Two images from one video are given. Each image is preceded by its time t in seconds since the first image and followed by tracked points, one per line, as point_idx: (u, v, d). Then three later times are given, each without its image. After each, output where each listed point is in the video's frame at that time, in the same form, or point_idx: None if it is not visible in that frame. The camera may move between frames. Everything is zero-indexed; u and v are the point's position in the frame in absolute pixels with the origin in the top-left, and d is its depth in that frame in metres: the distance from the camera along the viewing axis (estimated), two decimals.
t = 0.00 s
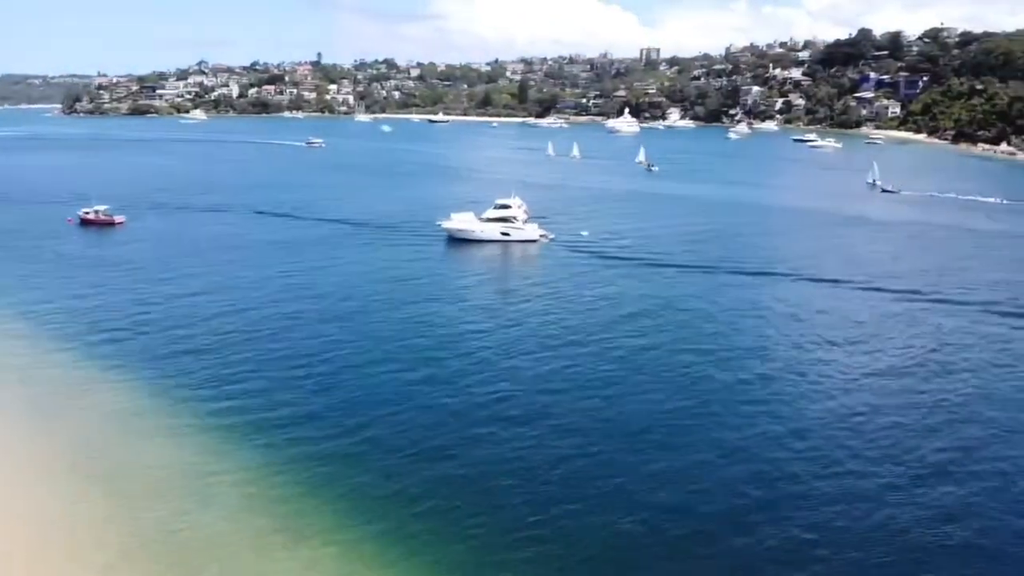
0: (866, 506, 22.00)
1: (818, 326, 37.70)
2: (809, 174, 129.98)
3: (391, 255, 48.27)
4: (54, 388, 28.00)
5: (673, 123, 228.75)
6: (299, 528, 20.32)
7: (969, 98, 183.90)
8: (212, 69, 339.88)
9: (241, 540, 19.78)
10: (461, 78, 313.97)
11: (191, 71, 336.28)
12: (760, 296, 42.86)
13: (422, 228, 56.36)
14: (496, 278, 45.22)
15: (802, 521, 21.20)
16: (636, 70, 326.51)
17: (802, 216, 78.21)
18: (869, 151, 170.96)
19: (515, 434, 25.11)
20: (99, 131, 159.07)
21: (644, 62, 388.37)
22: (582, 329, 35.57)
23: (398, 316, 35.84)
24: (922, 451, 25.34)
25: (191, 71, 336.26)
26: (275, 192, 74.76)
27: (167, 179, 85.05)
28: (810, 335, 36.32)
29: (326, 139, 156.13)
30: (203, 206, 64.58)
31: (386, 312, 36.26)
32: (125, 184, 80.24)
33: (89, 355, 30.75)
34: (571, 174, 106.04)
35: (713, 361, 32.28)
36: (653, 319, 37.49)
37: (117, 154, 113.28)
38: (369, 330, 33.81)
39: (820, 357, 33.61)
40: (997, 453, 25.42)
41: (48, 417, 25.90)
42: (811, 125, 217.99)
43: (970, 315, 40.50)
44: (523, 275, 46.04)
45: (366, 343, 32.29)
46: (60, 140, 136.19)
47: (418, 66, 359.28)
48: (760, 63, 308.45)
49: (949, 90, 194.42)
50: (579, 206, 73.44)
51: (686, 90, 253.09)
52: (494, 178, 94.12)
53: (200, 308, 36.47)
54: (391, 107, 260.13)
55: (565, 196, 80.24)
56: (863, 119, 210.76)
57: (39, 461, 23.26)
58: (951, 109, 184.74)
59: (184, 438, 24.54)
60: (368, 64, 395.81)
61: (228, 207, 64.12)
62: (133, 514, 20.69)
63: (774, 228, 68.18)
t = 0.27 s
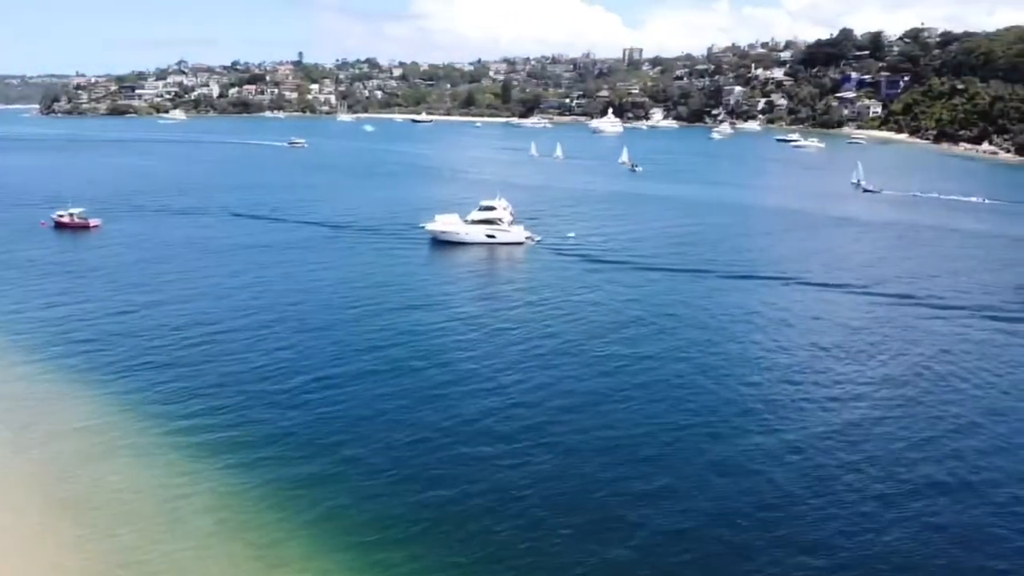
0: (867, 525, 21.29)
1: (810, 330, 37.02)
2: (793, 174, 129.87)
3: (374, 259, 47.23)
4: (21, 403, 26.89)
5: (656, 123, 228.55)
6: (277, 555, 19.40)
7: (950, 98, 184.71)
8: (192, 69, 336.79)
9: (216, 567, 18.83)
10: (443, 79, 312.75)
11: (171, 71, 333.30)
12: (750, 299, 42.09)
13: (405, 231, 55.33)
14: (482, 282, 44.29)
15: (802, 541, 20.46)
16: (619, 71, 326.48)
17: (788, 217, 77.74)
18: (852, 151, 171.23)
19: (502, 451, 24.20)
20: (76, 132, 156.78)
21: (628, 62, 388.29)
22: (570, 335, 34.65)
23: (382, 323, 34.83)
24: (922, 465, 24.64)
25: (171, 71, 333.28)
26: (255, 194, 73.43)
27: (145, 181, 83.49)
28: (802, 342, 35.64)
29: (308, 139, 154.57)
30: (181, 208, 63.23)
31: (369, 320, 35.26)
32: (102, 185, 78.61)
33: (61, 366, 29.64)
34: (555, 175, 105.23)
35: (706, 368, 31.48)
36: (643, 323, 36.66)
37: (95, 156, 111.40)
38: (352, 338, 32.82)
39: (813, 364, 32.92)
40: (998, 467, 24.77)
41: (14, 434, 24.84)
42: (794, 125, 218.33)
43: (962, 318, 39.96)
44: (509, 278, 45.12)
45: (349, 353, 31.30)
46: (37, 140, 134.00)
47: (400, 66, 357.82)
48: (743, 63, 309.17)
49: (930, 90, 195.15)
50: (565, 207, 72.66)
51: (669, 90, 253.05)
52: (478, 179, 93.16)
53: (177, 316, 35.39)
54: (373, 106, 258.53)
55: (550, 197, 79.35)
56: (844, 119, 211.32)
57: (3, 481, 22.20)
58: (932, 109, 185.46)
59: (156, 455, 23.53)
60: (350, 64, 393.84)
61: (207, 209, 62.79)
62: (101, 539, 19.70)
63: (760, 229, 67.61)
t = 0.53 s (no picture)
0: (873, 549, 20.50)
1: (804, 337, 36.20)
2: (776, 174, 129.56)
3: (356, 263, 46.09)
4: None
5: (639, 123, 228.08)
6: None
7: (931, 98, 185.36)
8: (171, 69, 333.42)
9: None
10: (425, 78, 311.17)
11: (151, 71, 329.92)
12: (742, 304, 41.24)
13: (388, 233, 54.18)
14: (468, 286, 43.26)
15: (807, 569, 19.58)
16: (602, 71, 326.05)
17: (775, 218, 77.10)
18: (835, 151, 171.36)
19: (493, 472, 23.22)
20: (53, 132, 154.28)
21: (610, 62, 388.15)
22: (559, 344, 33.66)
23: (365, 333, 33.70)
24: (927, 482, 23.87)
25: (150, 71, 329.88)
26: (235, 196, 71.99)
27: (122, 183, 81.86)
28: (797, 350, 34.84)
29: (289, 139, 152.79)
30: (158, 211, 61.77)
31: (352, 329, 34.13)
32: (77, 187, 76.89)
33: (28, 381, 28.35)
34: (538, 175, 104.21)
35: (700, 380, 30.58)
36: (634, 331, 35.72)
37: (71, 157, 109.35)
38: (334, 350, 31.68)
39: (809, 373, 32.10)
40: (1004, 483, 24.03)
41: None
42: (777, 125, 218.46)
43: (957, 323, 39.31)
44: (495, 283, 44.11)
45: (332, 366, 30.16)
46: (11, 142, 131.58)
47: (382, 66, 355.90)
48: (725, 63, 309.57)
49: (911, 90, 195.69)
50: (549, 208, 71.67)
51: (651, 90, 252.62)
52: (461, 180, 92.06)
53: (152, 327, 34.10)
54: (354, 106, 256.65)
55: (534, 198, 78.32)
56: (826, 118, 211.68)
57: None
58: (914, 109, 186.00)
59: (128, 480, 22.34)
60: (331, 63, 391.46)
61: (185, 212, 61.36)
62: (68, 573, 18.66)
63: (747, 231, 66.89)
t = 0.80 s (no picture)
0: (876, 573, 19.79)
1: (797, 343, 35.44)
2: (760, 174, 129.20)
3: (339, 267, 44.93)
4: None
5: (622, 123, 227.72)
6: None
7: (913, 98, 185.99)
8: (151, 69, 330.35)
9: None
10: (408, 78, 309.78)
11: (130, 70, 326.81)
12: (733, 309, 40.45)
13: (372, 236, 53.03)
14: (453, 291, 42.22)
15: None
16: (585, 70, 325.67)
17: (761, 219, 76.46)
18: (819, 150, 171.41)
19: (481, 493, 22.33)
20: (30, 133, 151.81)
21: (593, 62, 387.79)
22: (548, 353, 32.73)
23: (348, 342, 32.65)
24: (930, 500, 23.17)
25: (130, 70, 326.78)
26: (214, 198, 70.55)
27: (99, 185, 80.22)
28: (791, 358, 34.09)
29: (270, 139, 151.12)
30: (136, 214, 60.35)
31: (334, 338, 33.06)
32: (53, 190, 75.26)
33: None
34: (523, 176, 103.19)
35: (694, 390, 29.73)
36: (624, 338, 34.82)
37: (48, 158, 107.37)
38: (316, 361, 30.59)
39: (804, 382, 31.35)
40: (1009, 500, 23.35)
41: None
42: (760, 125, 218.52)
43: (951, 327, 38.69)
44: (481, 287, 43.09)
45: (313, 378, 29.08)
46: None
47: (364, 65, 354.25)
48: (707, 62, 310.10)
49: (893, 90, 196.06)
50: (535, 210, 70.69)
51: (635, 89, 252.14)
52: (445, 180, 90.93)
53: (127, 338, 32.89)
54: (336, 106, 255.00)
55: (519, 199, 77.31)
56: (808, 118, 211.92)
57: None
58: (895, 109, 186.59)
59: (102, 512, 21.31)
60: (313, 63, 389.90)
61: (162, 215, 59.97)
62: None
63: (735, 232, 66.17)
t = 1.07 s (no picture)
0: None
1: (792, 348, 34.42)
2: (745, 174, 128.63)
3: (319, 271, 43.69)
4: None
5: (606, 123, 227.08)
6: None
7: (895, 97, 186.38)
8: (131, 69, 326.86)
9: None
10: (390, 77, 307.99)
11: (109, 70, 323.22)
12: (725, 312, 39.39)
13: (354, 238, 51.81)
14: (437, 294, 41.09)
15: None
16: (568, 70, 325.04)
17: (749, 220, 75.60)
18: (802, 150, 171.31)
19: (465, 516, 21.32)
20: (5, 134, 149.30)
21: (576, 63, 387.33)
22: (536, 362, 31.55)
23: (328, 354, 31.32)
24: (936, 521, 22.16)
25: (109, 69, 323.20)
26: (192, 200, 69.07)
27: (74, 187, 78.53)
28: (784, 364, 33.19)
29: (251, 139, 149.29)
30: (111, 218, 58.86)
31: (313, 349, 31.73)
32: (27, 193, 73.57)
33: None
34: (507, 177, 102.06)
35: (688, 402, 28.64)
36: (615, 345, 33.67)
37: (23, 160, 105.35)
38: (294, 375, 29.28)
39: (801, 391, 30.33)
40: (1018, 519, 22.38)
41: None
42: (743, 125, 218.34)
43: (947, 331, 37.77)
44: (466, 290, 41.96)
45: (291, 394, 27.77)
46: None
47: (347, 64, 352.09)
48: (690, 62, 310.15)
49: (876, 89, 196.24)
50: (519, 211, 69.66)
51: (618, 89, 251.52)
52: (428, 181, 89.74)
53: (96, 350, 31.57)
54: (318, 105, 252.93)
55: (504, 201, 76.12)
56: (791, 118, 211.89)
57: None
58: (877, 108, 186.90)
59: (66, 551, 20.00)
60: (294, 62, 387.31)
61: (138, 219, 58.52)
62: None
63: (723, 234, 65.23)
